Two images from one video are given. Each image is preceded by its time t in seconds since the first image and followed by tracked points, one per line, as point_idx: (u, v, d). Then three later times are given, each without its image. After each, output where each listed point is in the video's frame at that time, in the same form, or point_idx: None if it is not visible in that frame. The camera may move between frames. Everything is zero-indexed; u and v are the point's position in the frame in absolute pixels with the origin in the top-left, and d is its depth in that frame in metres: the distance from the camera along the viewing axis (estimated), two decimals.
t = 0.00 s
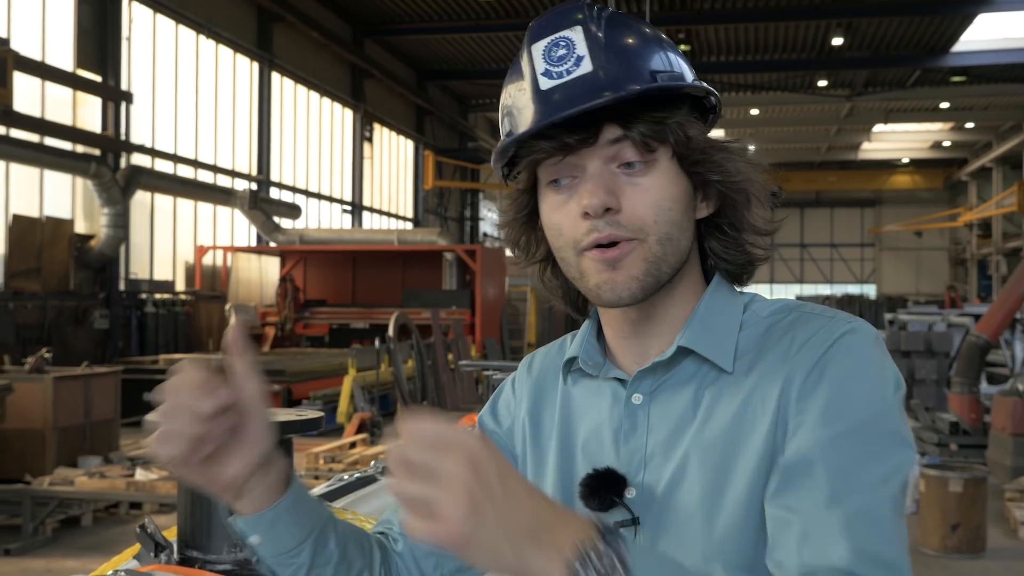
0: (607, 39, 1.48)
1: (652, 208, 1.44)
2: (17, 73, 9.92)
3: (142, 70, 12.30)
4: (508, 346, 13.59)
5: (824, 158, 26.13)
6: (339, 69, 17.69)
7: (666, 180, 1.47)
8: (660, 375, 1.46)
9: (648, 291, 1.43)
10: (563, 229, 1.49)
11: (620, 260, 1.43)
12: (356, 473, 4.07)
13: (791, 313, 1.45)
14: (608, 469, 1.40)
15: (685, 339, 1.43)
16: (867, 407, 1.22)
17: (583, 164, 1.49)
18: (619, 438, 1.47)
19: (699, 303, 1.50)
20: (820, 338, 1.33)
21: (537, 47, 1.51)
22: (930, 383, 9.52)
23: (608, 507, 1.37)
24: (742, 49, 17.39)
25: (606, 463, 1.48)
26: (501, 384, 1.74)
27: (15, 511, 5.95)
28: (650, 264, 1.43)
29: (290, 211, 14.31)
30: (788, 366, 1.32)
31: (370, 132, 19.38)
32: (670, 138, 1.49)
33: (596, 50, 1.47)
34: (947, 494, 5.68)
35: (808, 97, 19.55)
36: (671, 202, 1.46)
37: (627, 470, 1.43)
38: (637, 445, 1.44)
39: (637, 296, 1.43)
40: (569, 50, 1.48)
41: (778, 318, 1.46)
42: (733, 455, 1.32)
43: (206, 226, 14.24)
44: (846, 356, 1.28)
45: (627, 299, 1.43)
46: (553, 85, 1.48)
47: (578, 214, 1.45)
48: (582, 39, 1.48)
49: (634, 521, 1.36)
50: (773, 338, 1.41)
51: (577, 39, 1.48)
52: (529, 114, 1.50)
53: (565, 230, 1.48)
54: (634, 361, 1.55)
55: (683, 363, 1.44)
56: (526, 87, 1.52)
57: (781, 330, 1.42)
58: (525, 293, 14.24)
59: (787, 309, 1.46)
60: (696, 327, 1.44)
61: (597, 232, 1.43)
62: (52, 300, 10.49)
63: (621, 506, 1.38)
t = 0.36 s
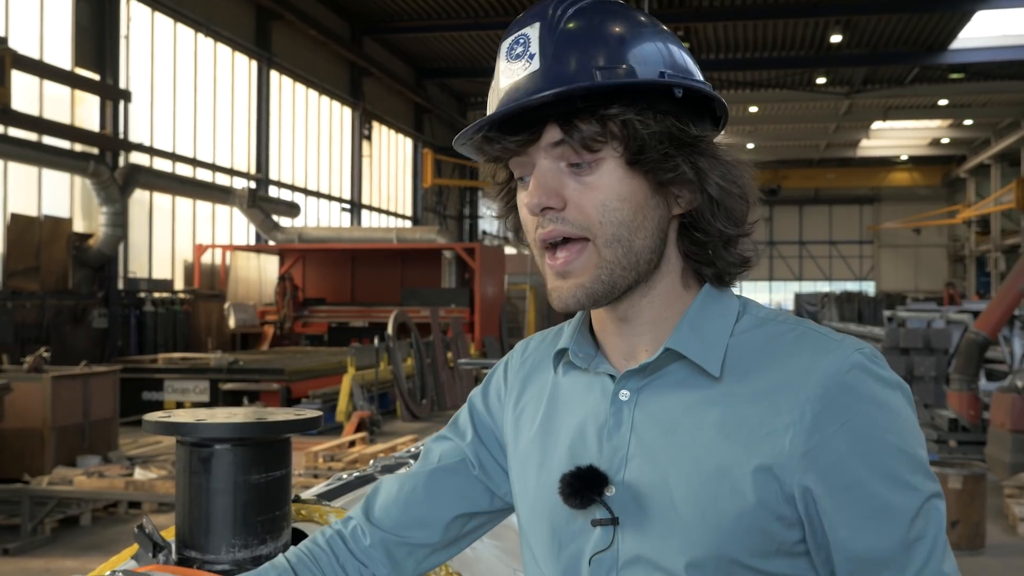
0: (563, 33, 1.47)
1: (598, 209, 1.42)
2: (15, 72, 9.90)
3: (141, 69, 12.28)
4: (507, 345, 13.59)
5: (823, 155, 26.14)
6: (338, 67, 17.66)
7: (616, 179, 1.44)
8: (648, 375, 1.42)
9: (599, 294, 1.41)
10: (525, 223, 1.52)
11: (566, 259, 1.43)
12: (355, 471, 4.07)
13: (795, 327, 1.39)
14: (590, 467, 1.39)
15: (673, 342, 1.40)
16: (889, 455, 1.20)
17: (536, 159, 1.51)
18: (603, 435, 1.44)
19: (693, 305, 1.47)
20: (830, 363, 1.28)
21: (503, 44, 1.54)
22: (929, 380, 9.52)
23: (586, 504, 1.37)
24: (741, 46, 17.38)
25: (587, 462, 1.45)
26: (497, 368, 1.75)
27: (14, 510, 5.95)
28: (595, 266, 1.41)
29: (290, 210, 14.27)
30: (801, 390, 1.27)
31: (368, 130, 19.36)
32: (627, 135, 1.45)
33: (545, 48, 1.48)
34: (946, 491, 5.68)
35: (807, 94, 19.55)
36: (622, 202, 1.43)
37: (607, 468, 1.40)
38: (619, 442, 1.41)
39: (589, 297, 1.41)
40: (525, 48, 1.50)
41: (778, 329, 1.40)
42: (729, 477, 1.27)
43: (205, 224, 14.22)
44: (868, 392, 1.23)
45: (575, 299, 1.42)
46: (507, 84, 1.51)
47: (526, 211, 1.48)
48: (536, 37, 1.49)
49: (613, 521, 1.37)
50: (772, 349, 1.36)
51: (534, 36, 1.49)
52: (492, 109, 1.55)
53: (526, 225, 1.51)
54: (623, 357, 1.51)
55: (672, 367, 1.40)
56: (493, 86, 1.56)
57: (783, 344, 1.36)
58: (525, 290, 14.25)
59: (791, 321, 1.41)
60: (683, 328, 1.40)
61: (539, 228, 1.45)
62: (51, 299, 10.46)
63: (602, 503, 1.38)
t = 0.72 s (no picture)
0: (569, 37, 1.48)
1: (607, 212, 1.41)
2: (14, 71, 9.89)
3: (140, 69, 12.28)
4: (506, 345, 13.58)
5: (822, 156, 26.16)
6: (337, 67, 17.66)
7: (626, 183, 1.43)
8: (651, 378, 1.42)
9: (605, 295, 1.41)
10: (532, 227, 1.51)
11: (573, 262, 1.42)
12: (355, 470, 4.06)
13: (798, 334, 1.37)
14: (587, 467, 1.40)
15: (677, 346, 1.39)
16: (869, 470, 1.17)
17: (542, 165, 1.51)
18: (603, 437, 1.44)
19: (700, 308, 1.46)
20: (825, 370, 1.25)
21: (509, 48, 1.54)
22: (928, 381, 9.51)
23: (585, 504, 1.38)
24: (741, 47, 17.39)
25: (589, 462, 1.45)
26: (510, 366, 1.75)
27: (12, 510, 5.94)
28: (605, 268, 1.40)
29: (289, 210, 14.24)
30: (796, 394, 1.24)
31: (367, 131, 19.37)
32: (638, 140, 1.44)
33: (553, 52, 1.47)
34: (945, 493, 5.66)
35: (807, 95, 19.55)
36: (631, 206, 1.43)
37: (606, 469, 1.41)
38: (619, 443, 1.41)
39: (595, 298, 1.41)
40: (531, 52, 1.50)
41: (781, 337, 1.39)
42: (718, 477, 1.27)
43: (204, 224, 14.22)
44: (860, 400, 1.20)
45: (582, 301, 1.41)
46: (514, 89, 1.51)
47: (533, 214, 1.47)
48: (542, 42, 1.49)
49: (610, 521, 1.37)
50: (772, 356, 1.35)
51: (539, 40, 1.49)
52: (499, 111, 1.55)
53: (532, 227, 1.50)
54: (629, 358, 1.51)
55: (674, 371, 1.39)
56: (499, 90, 1.55)
57: (783, 352, 1.34)
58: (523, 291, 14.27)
59: (793, 329, 1.39)
60: (686, 334, 1.39)
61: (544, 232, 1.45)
62: (50, 299, 10.44)
63: (599, 504, 1.39)
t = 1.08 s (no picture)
0: (627, 26, 1.47)
1: (653, 203, 1.43)
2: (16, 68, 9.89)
3: (143, 66, 12.28)
4: (507, 345, 13.58)
5: (825, 156, 26.12)
6: (339, 66, 17.65)
7: (668, 177, 1.45)
8: (651, 373, 1.42)
9: (639, 286, 1.41)
10: (560, 214, 1.49)
11: (611, 253, 1.42)
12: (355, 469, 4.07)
13: (794, 327, 1.38)
14: (589, 464, 1.40)
15: (677, 340, 1.38)
16: (870, 452, 1.17)
17: (586, 152, 1.50)
18: (603, 434, 1.44)
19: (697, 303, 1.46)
20: (820, 360, 1.25)
21: (555, 28, 1.50)
22: (929, 382, 9.50)
23: (587, 501, 1.38)
24: (744, 48, 17.36)
25: (589, 460, 1.45)
26: (508, 370, 1.75)
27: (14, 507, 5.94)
28: (644, 259, 1.41)
29: (291, 208, 14.21)
30: (794, 382, 1.24)
31: (370, 129, 19.35)
32: (680, 138, 1.48)
33: (612, 38, 1.46)
34: (946, 494, 5.65)
35: (810, 96, 19.51)
36: (673, 199, 1.45)
37: (607, 466, 1.41)
38: (620, 441, 1.41)
39: (626, 289, 1.42)
40: (586, 36, 1.47)
41: (779, 331, 1.39)
42: (720, 468, 1.27)
43: (206, 222, 14.22)
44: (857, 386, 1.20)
45: (616, 291, 1.42)
46: (566, 69, 1.48)
47: (576, 201, 1.45)
48: (599, 26, 1.47)
49: (611, 517, 1.37)
50: (770, 349, 1.35)
51: (594, 26, 1.47)
52: (539, 93, 1.51)
53: (562, 215, 1.49)
54: (627, 355, 1.52)
55: (674, 366, 1.40)
56: (542, 71, 1.51)
57: (782, 344, 1.34)
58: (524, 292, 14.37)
59: (790, 321, 1.40)
60: (688, 329, 1.39)
61: (590, 221, 1.42)
62: (52, 296, 10.45)
63: (601, 501, 1.39)
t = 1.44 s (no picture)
0: (634, 27, 1.47)
1: (661, 204, 1.43)
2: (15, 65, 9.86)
3: (142, 63, 12.26)
4: (507, 343, 13.57)
5: (824, 155, 26.08)
6: (339, 64, 17.63)
7: (676, 178, 1.46)
8: (651, 372, 1.41)
9: (648, 287, 1.42)
10: (569, 215, 1.50)
11: (620, 255, 1.42)
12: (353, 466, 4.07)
13: (795, 329, 1.37)
14: (589, 462, 1.40)
15: (677, 339, 1.39)
16: (870, 459, 1.17)
17: (594, 153, 1.49)
18: (603, 434, 1.44)
19: (698, 301, 1.46)
20: (822, 363, 1.25)
21: (562, 28, 1.50)
22: (928, 381, 9.51)
23: (586, 499, 1.38)
24: (745, 46, 17.34)
25: (588, 458, 1.45)
26: (508, 369, 1.74)
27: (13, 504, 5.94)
28: (652, 261, 1.41)
29: (290, 205, 14.18)
30: (796, 382, 1.24)
31: (370, 127, 19.32)
32: (689, 137, 1.48)
33: (621, 40, 1.45)
34: (945, 492, 5.65)
35: (810, 95, 19.49)
36: (680, 200, 1.45)
37: (607, 465, 1.41)
38: (619, 440, 1.41)
39: (634, 290, 1.42)
40: (594, 36, 1.47)
41: (780, 332, 1.39)
42: (721, 468, 1.27)
43: (205, 219, 14.21)
44: (858, 389, 1.20)
45: (625, 291, 1.42)
46: (574, 70, 1.47)
47: (586, 202, 1.45)
48: (608, 28, 1.47)
49: (610, 516, 1.37)
50: (772, 350, 1.35)
51: (603, 26, 1.47)
52: (547, 95, 1.50)
53: (571, 216, 1.49)
54: (628, 355, 1.52)
55: (675, 365, 1.39)
56: (548, 70, 1.51)
57: (783, 345, 1.34)
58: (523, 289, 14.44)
59: (791, 322, 1.39)
60: (688, 329, 1.39)
61: (601, 222, 1.42)
62: (51, 293, 10.43)
63: (599, 499, 1.39)
